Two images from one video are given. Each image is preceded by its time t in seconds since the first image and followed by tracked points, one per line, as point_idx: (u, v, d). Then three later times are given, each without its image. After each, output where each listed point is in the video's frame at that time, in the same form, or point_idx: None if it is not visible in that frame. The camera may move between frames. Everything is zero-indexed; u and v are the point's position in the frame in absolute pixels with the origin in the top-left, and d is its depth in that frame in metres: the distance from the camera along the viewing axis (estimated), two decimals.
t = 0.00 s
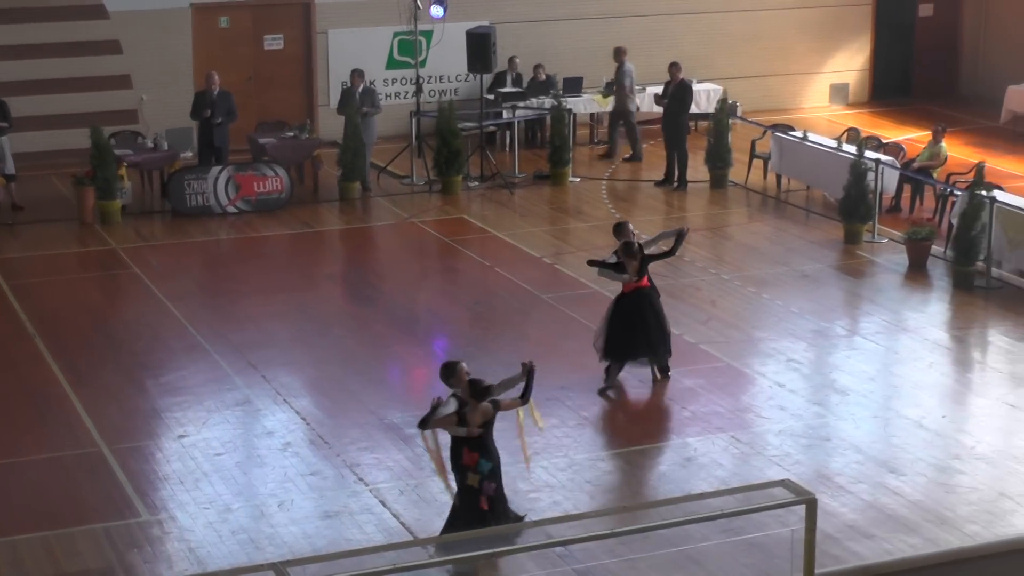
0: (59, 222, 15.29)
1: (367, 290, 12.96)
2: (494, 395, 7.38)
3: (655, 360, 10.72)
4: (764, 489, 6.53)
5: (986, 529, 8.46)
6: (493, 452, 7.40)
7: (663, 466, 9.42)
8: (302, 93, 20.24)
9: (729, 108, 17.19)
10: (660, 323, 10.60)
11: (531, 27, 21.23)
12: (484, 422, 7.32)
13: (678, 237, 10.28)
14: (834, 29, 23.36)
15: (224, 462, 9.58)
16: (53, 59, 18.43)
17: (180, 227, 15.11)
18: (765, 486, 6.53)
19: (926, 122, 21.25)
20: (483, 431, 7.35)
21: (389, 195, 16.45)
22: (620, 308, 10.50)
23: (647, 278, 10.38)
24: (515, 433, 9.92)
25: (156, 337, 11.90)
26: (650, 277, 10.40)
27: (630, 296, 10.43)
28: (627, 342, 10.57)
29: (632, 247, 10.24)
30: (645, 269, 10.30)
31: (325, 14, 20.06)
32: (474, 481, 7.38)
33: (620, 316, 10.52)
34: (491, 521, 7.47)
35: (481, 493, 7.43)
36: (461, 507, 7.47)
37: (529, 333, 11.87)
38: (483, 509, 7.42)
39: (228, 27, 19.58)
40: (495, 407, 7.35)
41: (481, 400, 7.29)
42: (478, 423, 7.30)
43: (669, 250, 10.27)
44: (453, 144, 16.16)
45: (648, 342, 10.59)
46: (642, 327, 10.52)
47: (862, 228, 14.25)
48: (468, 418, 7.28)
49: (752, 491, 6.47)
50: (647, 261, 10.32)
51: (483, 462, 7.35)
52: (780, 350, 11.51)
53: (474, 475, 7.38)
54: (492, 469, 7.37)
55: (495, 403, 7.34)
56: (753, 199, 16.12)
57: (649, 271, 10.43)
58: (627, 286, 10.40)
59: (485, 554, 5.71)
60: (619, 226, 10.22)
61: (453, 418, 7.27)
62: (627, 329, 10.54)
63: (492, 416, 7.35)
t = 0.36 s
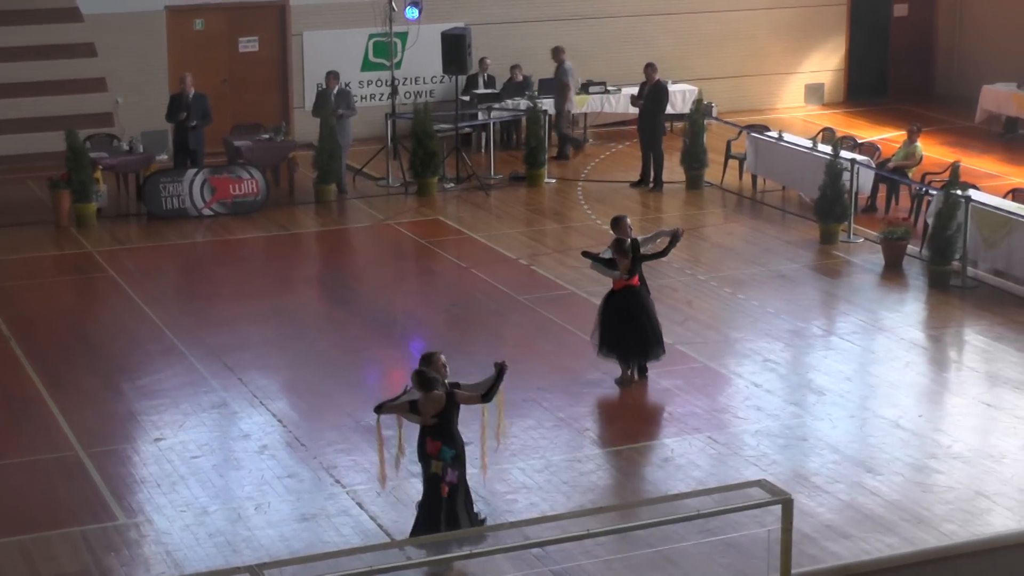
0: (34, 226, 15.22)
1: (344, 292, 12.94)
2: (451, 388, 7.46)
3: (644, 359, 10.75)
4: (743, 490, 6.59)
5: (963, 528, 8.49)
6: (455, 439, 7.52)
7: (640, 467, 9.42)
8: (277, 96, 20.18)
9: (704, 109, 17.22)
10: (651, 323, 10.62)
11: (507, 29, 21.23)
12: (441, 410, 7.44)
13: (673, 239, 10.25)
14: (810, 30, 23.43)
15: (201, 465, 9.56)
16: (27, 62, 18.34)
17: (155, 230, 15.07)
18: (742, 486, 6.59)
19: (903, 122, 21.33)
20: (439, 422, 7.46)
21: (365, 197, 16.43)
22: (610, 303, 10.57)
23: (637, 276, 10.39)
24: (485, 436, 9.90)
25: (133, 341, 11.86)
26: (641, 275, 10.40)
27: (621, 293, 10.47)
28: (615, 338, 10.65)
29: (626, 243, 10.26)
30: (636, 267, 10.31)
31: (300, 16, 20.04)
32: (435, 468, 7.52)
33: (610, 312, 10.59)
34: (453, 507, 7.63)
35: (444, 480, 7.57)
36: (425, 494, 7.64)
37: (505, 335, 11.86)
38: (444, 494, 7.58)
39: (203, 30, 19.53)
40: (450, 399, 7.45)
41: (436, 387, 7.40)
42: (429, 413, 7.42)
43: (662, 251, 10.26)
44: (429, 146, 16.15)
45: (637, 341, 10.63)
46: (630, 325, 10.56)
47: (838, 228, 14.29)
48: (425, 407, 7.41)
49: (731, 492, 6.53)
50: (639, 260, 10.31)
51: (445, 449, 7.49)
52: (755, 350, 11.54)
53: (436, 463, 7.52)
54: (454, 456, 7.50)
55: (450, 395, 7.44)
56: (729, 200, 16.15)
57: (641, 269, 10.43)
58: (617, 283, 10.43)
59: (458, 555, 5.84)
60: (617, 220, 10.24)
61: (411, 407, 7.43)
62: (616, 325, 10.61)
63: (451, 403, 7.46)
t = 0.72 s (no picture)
0: (15, 227, 15.17)
1: (327, 294, 12.93)
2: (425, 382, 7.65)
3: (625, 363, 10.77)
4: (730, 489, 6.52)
5: (945, 528, 8.51)
6: (417, 433, 7.70)
7: (622, 468, 9.43)
8: (259, 97, 20.15)
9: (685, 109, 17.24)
10: (635, 328, 10.62)
11: (488, 29, 21.24)
12: (409, 401, 7.61)
13: (660, 245, 10.26)
14: (791, 30, 23.48)
15: (183, 466, 9.54)
16: (8, 64, 18.28)
17: (137, 231, 15.04)
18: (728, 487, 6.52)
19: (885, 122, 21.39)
20: (404, 412, 7.64)
21: (347, 198, 16.42)
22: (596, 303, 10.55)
23: (623, 280, 10.40)
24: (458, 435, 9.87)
25: (115, 342, 11.83)
26: (626, 278, 10.41)
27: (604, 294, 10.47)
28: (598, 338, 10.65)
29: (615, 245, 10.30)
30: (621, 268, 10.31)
31: (281, 17, 20.01)
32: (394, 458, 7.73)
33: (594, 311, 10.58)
34: (411, 498, 7.82)
35: (403, 470, 7.77)
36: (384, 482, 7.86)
37: (487, 336, 11.86)
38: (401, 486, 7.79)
39: (184, 31, 19.49)
40: (421, 393, 7.63)
41: (408, 378, 7.59)
42: (397, 402, 7.62)
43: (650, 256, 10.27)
44: (411, 147, 16.14)
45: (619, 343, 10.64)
46: (613, 328, 10.57)
47: (820, 228, 14.33)
48: (394, 396, 7.61)
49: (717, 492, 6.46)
50: (626, 263, 10.33)
51: (406, 441, 7.68)
52: (736, 351, 11.56)
53: (397, 453, 7.72)
54: (413, 449, 7.68)
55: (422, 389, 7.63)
56: (711, 200, 16.18)
57: (627, 273, 10.45)
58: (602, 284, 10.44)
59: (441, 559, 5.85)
60: (607, 223, 10.38)
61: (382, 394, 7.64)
62: (599, 325, 10.60)
63: (422, 396, 7.65)
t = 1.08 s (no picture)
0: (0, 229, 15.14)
1: (313, 295, 12.92)
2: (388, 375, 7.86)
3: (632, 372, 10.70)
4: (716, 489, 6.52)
5: (931, 528, 8.54)
6: (378, 426, 7.90)
7: (608, 469, 9.43)
8: (245, 98, 20.13)
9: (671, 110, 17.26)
10: (636, 332, 10.57)
11: (473, 30, 21.24)
12: (380, 396, 7.83)
13: (656, 253, 10.22)
14: (777, 31, 23.52)
15: (169, 468, 9.52)
16: None
17: (123, 232, 15.02)
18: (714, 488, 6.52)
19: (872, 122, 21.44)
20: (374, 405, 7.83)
21: (333, 199, 16.42)
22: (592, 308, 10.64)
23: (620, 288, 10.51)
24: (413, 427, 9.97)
25: (101, 343, 11.81)
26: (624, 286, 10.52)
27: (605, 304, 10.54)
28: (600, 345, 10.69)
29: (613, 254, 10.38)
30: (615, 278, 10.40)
31: (266, 18, 19.99)
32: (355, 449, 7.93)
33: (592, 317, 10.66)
34: (366, 488, 8.05)
35: (362, 459, 7.98)
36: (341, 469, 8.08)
37: (473, 337, 11.86)
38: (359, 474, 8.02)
39: (170, 32, 19.47)
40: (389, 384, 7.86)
41: (381, 374, 7.79)
42: (370, 397, 7.79)
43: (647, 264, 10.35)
44: (396, 148, 16.14)
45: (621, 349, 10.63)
46: (612, 333, 10.59)
47: (805, 229, 14.36)
48: (364, 390, 7.79)
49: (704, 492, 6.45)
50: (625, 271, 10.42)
51: (368, 434, 7.87)
52: (721, 351, 11.58)
53: (357, 444, 7.91)
54: (374, 442, 7.88)
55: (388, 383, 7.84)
56: (697, 201, 16.20)
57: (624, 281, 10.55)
58: (602, 293, 10.51)
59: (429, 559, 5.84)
60: (604, 230, 10.38)
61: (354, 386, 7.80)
62: (598, 331, 10.65)
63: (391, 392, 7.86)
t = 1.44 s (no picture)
0: None
1: (300, 294, 12.90)
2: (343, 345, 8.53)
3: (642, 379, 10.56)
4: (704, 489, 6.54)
5: (918, 528, 8.56)
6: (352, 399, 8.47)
7: (596, 469, 9.44)
8: (233, 98, 20.11)
9: (659, 110, 17.27)
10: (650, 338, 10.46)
11: (462, 30, 21.23)
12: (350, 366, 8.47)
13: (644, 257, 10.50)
14: (764, 31, 23.55)
15: (157, 468, 9.51)
16: None
17: (111, 232, 14.99)
18: (701, 488, 6.55)
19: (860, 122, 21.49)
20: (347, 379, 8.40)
21: (320, 199, 16.41)
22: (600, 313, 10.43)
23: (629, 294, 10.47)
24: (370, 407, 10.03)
25: (88, 343, 11.78)
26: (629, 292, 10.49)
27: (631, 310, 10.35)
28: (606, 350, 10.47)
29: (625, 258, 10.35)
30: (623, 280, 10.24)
31: (254, 18, 19.96)
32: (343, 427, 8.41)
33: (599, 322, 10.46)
34: (345, 458, 8.61)
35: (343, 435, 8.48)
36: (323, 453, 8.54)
37: (461, 337, 11.86)
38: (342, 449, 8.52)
39: (157, 32, 19.43)
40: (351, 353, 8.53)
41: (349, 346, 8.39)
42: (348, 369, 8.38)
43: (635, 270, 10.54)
44: (384, 148, 16.13)
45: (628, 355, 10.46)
46: (633, 340, 10.38)
47: (792, 229, 14.40)
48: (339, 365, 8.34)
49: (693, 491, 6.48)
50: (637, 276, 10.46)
51: (349, 408, 8.40)
52: (709, 351, 11.60)
53: (342, 421, 8.39)
54: (355, 412, 8.46)
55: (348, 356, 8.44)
56: (684, 201, 16.22)
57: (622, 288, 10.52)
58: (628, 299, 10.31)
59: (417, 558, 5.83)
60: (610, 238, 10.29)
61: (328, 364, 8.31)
62: (606, 337, 10.45)
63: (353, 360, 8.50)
